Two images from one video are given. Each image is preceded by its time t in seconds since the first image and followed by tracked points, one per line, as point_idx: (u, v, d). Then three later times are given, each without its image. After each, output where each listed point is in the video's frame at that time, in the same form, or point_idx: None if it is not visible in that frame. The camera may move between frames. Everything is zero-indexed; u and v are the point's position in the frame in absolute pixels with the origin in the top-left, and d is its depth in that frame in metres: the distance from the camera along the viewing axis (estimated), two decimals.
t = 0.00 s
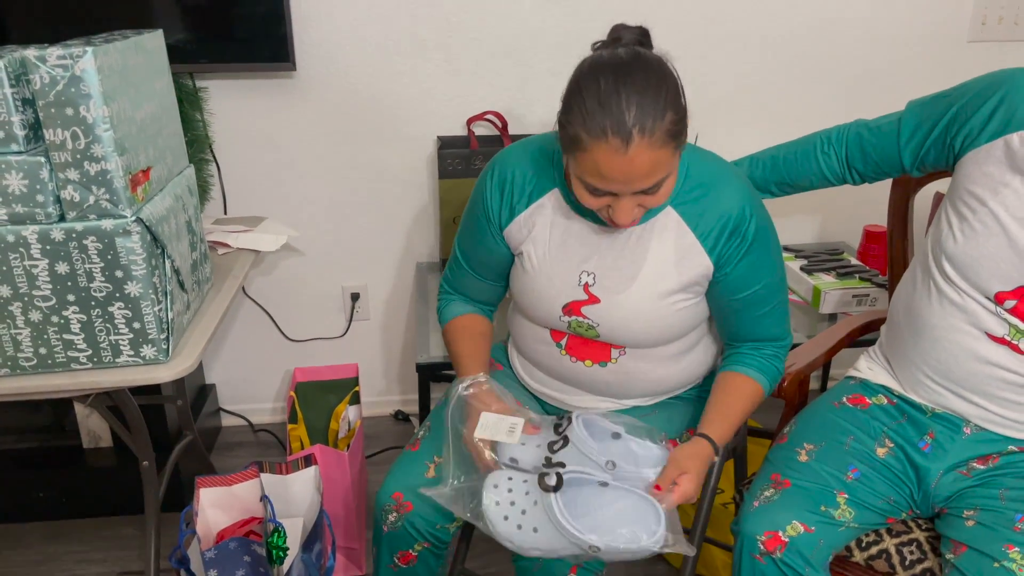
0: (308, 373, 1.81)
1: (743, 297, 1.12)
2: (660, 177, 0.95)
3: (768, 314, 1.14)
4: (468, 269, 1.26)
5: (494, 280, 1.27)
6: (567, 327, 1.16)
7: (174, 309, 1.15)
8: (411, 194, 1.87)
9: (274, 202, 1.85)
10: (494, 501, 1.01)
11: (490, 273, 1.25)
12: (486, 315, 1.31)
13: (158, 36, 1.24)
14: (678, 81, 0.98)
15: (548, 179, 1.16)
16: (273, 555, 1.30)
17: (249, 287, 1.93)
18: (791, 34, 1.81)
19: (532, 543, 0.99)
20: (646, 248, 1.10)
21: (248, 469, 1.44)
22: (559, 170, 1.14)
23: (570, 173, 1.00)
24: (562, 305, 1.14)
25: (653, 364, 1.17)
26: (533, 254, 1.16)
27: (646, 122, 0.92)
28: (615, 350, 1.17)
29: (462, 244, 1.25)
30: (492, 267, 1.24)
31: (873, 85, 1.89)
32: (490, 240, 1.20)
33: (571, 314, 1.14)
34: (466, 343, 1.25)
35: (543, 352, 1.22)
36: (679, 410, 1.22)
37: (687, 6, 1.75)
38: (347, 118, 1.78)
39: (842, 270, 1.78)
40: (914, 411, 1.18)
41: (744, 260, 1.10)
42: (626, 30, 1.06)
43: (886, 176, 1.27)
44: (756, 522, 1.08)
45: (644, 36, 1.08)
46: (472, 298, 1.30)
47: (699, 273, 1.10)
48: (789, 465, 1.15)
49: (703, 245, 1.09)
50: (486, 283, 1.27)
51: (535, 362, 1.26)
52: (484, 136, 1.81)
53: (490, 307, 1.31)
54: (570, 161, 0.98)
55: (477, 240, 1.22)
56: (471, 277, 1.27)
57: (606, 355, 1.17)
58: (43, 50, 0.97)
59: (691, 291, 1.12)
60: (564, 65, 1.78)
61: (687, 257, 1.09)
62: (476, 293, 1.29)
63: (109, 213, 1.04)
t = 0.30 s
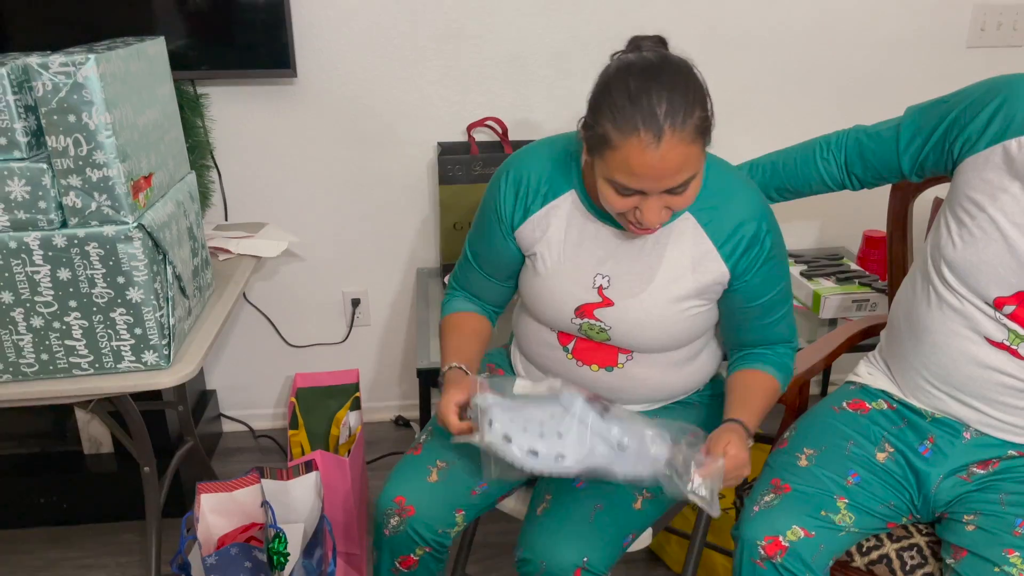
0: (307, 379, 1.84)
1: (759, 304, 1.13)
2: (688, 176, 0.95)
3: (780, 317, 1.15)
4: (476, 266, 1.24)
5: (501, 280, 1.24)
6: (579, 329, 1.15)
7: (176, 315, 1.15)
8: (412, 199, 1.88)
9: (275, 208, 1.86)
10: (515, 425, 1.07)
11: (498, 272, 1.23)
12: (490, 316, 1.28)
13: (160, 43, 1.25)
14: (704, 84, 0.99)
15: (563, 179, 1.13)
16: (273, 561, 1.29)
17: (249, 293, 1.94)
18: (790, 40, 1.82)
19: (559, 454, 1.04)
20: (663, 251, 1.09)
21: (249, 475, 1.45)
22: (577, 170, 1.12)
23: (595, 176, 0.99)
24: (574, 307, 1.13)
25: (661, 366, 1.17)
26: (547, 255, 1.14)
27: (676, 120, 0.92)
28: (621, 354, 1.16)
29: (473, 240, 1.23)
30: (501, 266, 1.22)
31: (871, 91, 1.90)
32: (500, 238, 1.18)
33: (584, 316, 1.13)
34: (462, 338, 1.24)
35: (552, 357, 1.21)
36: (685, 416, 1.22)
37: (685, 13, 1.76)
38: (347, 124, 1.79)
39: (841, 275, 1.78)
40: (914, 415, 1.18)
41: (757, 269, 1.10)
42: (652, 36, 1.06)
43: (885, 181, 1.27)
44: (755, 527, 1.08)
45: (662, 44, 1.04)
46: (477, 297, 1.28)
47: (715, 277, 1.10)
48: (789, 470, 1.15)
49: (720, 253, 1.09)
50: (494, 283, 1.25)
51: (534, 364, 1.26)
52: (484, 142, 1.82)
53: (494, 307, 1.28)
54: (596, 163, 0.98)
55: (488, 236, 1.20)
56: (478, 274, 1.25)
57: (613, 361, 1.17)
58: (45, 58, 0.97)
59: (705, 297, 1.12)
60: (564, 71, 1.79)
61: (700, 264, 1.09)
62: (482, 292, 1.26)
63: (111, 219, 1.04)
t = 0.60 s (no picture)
0: (309, 385, 1.84)
1: (786, 309, 1.13)
2: (739, 99, 1.01)
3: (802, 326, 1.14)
4: (497, 244, 1.24)
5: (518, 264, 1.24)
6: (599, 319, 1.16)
7: (178, 321, 1.16)
8: (413, 205, 1.88)
9: (277, 214, 1.86)
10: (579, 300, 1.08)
11: (519, 255, 1.23)
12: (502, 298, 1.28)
13: (163, 50, 1.25)
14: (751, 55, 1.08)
15: (598, 169, 1.15)
16: (274, 566, 1.30)
17: (251, 298, 1.94)
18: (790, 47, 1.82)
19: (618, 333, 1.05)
20: (694, 247, 1.10)
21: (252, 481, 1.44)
22: (613, 163, 1.14)
23: (644, 109, 1.04)
24: (600, 294, 1.13)
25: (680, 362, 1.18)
26: (574, 245, 1.14)
27: (729, 42, 1.01)
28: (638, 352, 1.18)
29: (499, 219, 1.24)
30: (523, 247, 1.21)
31: (870, 96, 1.90)
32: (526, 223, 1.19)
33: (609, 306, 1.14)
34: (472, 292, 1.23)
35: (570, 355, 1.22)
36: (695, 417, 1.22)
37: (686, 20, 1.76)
38: (348, 130, 1.79)
39: (842, 280, 1.79)
40: (915, 421, 1.18)
41: (786, 276, 1.11)
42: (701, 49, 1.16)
43: (886, 187, 1.26)
44: (757, 533, 1.08)
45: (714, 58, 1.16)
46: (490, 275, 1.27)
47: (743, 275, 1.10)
48: (790, 475, 1.15)
49: (751, 256, 1.09)
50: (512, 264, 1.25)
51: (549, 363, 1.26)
52: (485, 148, 1.83)
53: (508, 290, 1.28)
54: (647, 92, 1.03)
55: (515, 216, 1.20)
56: (498, 254, 1.25)
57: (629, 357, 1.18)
58: (48, 65, 0.98)
59: (732, 300, 1.13)
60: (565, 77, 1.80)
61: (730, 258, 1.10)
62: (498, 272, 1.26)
63: (113, 225, 1.04)
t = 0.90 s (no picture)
0: (309, 391, 1.84)
1: (774, 304, 1.10)
2: (757, 66, 1.06)
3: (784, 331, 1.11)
4: (508, 243, 1.23)
5: (529, 263, 1.24)
6: (613, 317, 1.14)
7: (179, 327, 1.16)
8: (414, 212, 1.89)
9: (278, 221, 1.86)
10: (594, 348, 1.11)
11: (531, 253, 1.22)
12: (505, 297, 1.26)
13: (164, 57, 1.26)
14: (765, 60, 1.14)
15: (615, 168, 1.15)
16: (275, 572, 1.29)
17: (252, 305, 1.94)
18: (789, 53, 1.83)
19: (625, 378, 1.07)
20: (705, 246, 1.09)
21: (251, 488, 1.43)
22: (629, 166, 1.15)
23: (665, 79, 1.07)
24: (613, 293, 1.12)
25: (691, 362, 1.17)
26: (588, 243, 1.14)
27: (745, 20, 1.07)
28: (649, 351, 1.17)
29: (510, 217, 1.23)
30: (536, 246, 1.21)
31: (869, 102, 1.91)
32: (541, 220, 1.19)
33: (621, 304, 1.13)
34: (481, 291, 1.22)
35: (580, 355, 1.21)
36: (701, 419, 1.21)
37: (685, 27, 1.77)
38: (349, 137, 1.80)
39: (843, 286, 1.79)
40: (916, 426, 1.18)
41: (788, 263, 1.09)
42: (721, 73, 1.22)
43: (887, 194, 1.26)
44: (760, 538, 1.08)
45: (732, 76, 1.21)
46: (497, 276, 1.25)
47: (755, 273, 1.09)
48: (792, 480, 1.15)
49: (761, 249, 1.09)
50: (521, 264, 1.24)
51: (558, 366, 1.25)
52: (485, 154, 1.83)
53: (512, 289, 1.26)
54: (669, 64, 1.07)
55: (530, 214, 1.19)
56: (507, 253, 1.23)
57: (641, 358, 1.17)
58: (51, 72, 0.98)
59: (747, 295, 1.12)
60: (566, 84, 1.80)
61: (742, 256, 1.09)
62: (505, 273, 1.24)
63: (116, 232, 1.05)
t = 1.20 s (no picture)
0: (309, 398, 1.84)
1: (769, 305, 1.09)
2: (743, 70, 1.05)
3: (776, 336, 1.10)
4: (499, 245, 1.25)
5: (519, 267, 1.25)
6: (608, 328, 1.14)
7: (179, 334, 1.16)
8: (414, 217, 1.89)
9: (278, 227, 1.87)
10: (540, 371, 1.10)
11: (521, 258, 1.24)
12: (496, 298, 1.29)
13: (165, 64, 1.27)
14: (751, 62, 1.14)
15: (604, 177, 1.16)
16: None
17: (251, 311, 1.94)
18: (787, 59, 1.83)
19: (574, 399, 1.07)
20: (695, 253, 1.09)
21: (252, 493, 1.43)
22: (618, 173, 1.15)
23: (650, 85, 1.07)
24: (607, 304, 1.12)
25: (687, 370, 1.17)
26: (579, 253, 1.14)
27: (730, 24, 1.07)
28: (651, 362, 1.17)
29: (503, 219, 1.25)
30: (525, 255, 1.23)
31: (867, 107, 1.91)
32: (529, 227, 1.20)
33: (615, 314, 1.13)
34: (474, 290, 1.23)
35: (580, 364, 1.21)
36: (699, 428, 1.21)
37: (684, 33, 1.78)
38: (348, 143, 1.80)
39: (842, 291, 1.79)
40: (915, 431, 1.19)
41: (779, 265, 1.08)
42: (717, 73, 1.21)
43: (885, 199, 1.26)
44: (760, 544, 1.08)
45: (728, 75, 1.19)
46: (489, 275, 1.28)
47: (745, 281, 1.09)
48: (791, 486, 1.15)
49: (754, 250, 1.08)
50: (511, 266, 1.26)
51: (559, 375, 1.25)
52: (484, 160, 1.84)
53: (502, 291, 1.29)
54: (655, 69, 1.07)
55: (520, 220, 1.21)
56: (498, 254, 1.26)
57: (643, 367, 1.17)
58: (51, 79, 0.98)
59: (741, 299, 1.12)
60: (565, 90, 1.81)
61: (733, 262, 1.08)
62: (496, 271, 1.27)
63: (116, 238, 1.05)
